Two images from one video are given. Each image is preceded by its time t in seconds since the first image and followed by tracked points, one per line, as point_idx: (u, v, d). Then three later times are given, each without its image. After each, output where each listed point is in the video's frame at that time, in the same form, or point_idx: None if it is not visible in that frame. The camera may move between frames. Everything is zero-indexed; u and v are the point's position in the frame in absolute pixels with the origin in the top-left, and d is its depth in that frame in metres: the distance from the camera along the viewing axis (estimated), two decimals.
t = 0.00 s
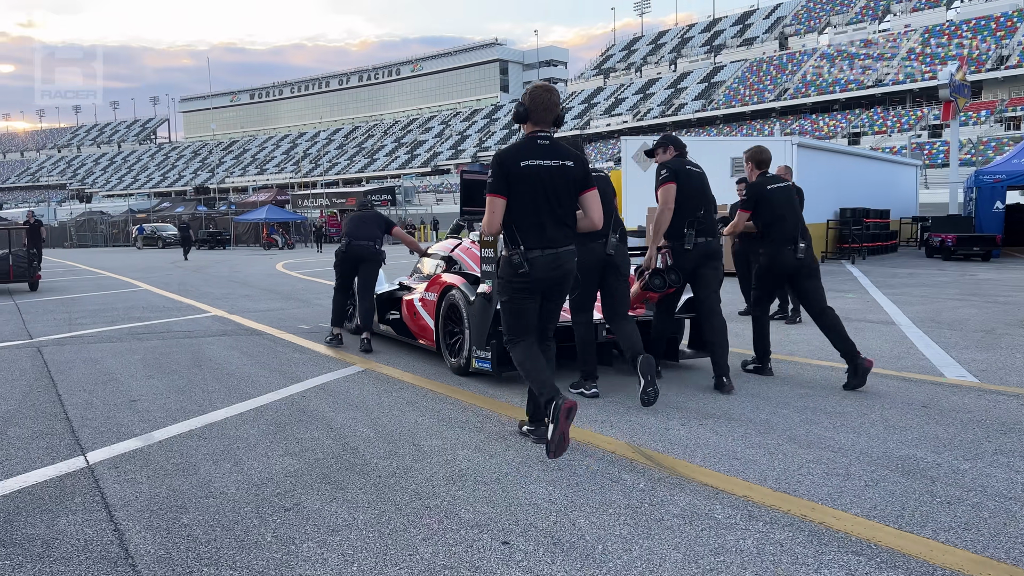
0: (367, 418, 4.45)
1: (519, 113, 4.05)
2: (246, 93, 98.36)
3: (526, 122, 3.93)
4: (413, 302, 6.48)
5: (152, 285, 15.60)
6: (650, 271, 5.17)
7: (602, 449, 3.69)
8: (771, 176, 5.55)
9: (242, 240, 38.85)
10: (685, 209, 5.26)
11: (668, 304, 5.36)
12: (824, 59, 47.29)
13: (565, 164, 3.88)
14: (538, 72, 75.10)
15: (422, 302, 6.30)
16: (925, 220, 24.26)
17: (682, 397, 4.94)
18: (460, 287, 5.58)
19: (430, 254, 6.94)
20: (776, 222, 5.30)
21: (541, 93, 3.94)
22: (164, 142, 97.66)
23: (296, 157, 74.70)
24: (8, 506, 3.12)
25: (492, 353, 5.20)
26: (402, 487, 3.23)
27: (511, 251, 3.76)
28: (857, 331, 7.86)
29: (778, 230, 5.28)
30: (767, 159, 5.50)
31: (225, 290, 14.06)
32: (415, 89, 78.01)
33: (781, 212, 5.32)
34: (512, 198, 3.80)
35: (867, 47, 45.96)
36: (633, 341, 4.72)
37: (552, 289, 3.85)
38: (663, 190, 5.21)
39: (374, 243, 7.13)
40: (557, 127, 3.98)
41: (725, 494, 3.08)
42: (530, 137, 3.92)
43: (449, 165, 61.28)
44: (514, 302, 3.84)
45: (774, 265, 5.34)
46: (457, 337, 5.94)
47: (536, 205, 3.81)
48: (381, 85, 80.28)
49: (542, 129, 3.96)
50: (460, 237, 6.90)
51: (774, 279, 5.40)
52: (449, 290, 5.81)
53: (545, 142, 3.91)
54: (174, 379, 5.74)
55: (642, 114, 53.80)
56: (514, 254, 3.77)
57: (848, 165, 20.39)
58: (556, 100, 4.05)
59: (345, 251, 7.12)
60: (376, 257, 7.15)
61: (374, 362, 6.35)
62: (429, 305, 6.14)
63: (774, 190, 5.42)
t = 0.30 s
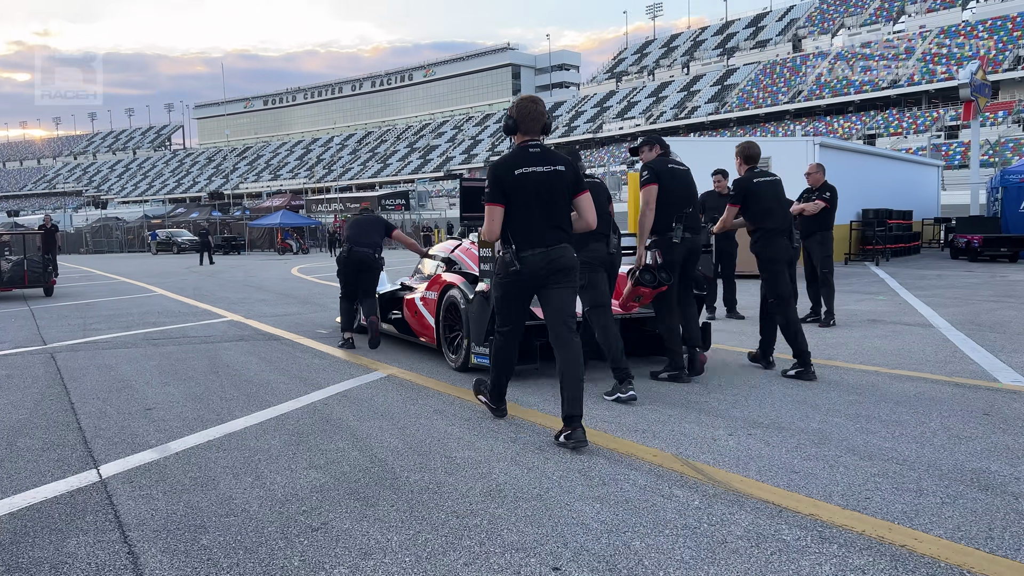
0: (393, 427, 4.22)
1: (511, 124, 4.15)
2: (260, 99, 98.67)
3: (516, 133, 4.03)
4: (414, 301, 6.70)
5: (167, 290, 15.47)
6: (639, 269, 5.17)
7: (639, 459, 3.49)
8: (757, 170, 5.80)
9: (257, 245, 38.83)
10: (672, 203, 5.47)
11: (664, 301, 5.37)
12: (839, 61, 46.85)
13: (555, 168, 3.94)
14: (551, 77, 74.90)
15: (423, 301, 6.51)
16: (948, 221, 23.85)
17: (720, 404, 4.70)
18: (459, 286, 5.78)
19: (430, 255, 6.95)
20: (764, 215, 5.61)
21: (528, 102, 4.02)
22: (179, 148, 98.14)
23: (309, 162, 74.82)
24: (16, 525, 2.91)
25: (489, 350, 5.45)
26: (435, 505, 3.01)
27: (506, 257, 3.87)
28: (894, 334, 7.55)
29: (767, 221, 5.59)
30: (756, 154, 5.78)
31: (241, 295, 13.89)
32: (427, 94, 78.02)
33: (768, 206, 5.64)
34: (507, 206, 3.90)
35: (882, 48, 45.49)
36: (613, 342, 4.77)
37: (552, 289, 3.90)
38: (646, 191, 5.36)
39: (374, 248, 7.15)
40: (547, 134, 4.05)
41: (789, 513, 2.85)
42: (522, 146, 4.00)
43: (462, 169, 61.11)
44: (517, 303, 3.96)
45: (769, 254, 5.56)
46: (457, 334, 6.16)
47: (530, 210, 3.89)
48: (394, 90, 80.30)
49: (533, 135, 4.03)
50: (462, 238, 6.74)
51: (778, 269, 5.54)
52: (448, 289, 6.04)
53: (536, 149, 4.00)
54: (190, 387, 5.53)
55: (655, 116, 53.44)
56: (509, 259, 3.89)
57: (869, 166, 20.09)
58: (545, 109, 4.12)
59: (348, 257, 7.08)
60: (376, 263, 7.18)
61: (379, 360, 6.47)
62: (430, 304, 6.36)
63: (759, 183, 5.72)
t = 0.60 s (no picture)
0: (412, 441, 4.01)
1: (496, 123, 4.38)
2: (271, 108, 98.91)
3: (500, 131, 4.27)
4: (409, 304, 6.76)
5: (179, 299, 15.32)
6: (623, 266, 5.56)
7: (670, 473, 3.32)
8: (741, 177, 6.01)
9: (269, 254, 38.79)
10: (660, 211, 5.62)
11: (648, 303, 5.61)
12: (850, 65, 46.50)
13: (536, 164, 4.21)
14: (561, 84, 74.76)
15: (418, 304, 6.56)
16: (968, 225, 23.45)
17: (755, 414, 4.47)
18: (452, 290, 5.92)
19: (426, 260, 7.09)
20: (743, 226, 5.84)
21: (510, 103, 4.29)
22: (191, 158, 98.46)
23: (320, 171, 74.91)
24: (8, 550, 2.70)
25: (481, 351, 5.57)
26: (461, 530, 2.78)
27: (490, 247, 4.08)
28: (927, 339, 7.27)
29: (745, 231, 5.84)
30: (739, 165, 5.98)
31: (253, 303, 13.70)
32: (437, 102, 77.98)
33: (748, 216, 5.87)
34: (490, 199, 4.13)
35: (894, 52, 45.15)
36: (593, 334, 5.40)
37: (531, 280, 4.16)
38: (633, 199, 5.56)
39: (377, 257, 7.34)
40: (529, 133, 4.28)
41: (854, 538, 2.61)
42: (505, 143, 4.24)
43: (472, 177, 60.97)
44: (499, 294, 4.15)
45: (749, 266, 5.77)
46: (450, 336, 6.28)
47: (511, 204, 4.13)
48: (404, 99, 80.40)
49: (515, 133, 4.27)
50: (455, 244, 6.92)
51: (753, 281, 5.74)
52: (442, 292, 6.12)
53: (518, 144, 4.24)
54: (201, 398, 5.33)
55: (666, 122, 53.15)
56: (493, 251, 4.10)
57: (887, 170, 19.77)
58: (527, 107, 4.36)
59: (352, 263, 7.24)
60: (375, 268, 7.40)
61: (387, 367, 6.39)
62: (424, 307, 6.42)
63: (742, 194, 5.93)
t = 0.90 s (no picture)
0: (424, 454, 3.80)
1: (487, 144, 4.61)
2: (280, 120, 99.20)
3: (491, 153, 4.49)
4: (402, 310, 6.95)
5: (187, 309, 15.17)
6: (606, 274, 5.64)
7: (703, 490, 3.11)
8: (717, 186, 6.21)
9: (278, 264, 38.72)
10: (641, 219, 5.64)
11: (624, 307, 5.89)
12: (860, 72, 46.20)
13: (522, 186, 4.41)
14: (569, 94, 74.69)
15: (409, 309, 6.77)
16: (983, 229, 23.12)
17: (787, 425, 4.22)
18: (440, 294, 6.06)
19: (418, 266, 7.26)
20: (721, 230, 5.94)
21: (500, 127, 4.50)
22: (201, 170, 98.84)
23: (329, 182, 74.96)
24: None
25: (468, 352, 5.73)
26: (482, 554, 2.56)
27: (478, 259, 4.30)
28: (957, 345, 7.01)
29: (722, 237, 5.93)
30: (715, 175, 6.22)
31: (262, 313, 13.53)
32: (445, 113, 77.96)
33: (725, 218, 5.96)
34: (477, 219, 4.36)
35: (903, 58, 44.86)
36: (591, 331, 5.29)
37: (515, 292, 4.38)
38: (621, 204, 5.63)
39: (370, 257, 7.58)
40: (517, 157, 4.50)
41: (912, 562, 2.38)
42: (494, 165, 4.46)
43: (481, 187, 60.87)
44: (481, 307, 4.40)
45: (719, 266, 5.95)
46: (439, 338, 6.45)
47: (496, 224, 4.35)
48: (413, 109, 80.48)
49: (505, 156, 4.50)
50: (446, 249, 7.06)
51: (719, 281, 5.98)
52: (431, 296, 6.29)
53: (507, 166, 4.46)
54: (204, 411, 5.11)
55: (674, 131, 52.91)
56: (481, 266, 4.31)
57: (903, 175, 19.48)
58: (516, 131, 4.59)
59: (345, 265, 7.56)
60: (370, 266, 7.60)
61: (392, 374, 6.26)
62: (415, 312, 6.62)
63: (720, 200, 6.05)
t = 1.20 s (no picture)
0: (439, 467, 3.65)
1: (473, 148, 4.91)
2: (288, 134, 99.52)
3: (477, 154, 4.82)
4: (396, 315, 7.29)
5: (194, 321, 15.03)
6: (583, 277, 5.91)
7: (735, 505, 2.94)
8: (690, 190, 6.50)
9: (286, 277, 38.63)
10: (618, 224, 6.00)
11: (608, 309, 6.02)
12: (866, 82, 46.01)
13: (509, 184, 4.73)
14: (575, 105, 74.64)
15: (402, 316, 7.11)
16: (997, 237, 22.82)
17: (816, 436, 4.02)
18: (430, 300, 6.37)
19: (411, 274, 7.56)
20: (693, 234, 6.33)
21: (487, 130, 4.80)
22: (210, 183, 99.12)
23: (337, 195, 75.02)
24: None
25: (455, 357, 6.03)
26: None
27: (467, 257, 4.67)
28: (984, 354, 6.81)
29: (696, 239, 6.30)
30: (687, 179, 6.53)
31: (268, 325, 13.38)
32: (451, 125, 78.00)
33: (696, 224, 6.33)
34: (469, 215, 4.69)
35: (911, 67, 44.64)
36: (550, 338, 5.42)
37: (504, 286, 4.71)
38: (594, 211, 5.93)
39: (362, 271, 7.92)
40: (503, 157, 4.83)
41: None
42: (482, 166, 4.78)
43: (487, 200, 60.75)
44: (476, 298, 4.72)
45: (693, 267, 6.26)
46: (429, 343, 6.74)
47: (487, 219, 4.67)
48: (419, 122, 80.60)
49: (492, 155, 4.81)
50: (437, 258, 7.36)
51: (696, 279, 6.25)
52: (421, 304, 6.63)
53: (494, 167, 4.78)
54: (210, 423, 4.95)
55: (681, 142, 52.72)
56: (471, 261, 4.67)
57: (916, 182, 19.22)
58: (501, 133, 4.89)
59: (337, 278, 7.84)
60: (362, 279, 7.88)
61: (392, 383, 6.26)
62: (407, 318, 6.93)
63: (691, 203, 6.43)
